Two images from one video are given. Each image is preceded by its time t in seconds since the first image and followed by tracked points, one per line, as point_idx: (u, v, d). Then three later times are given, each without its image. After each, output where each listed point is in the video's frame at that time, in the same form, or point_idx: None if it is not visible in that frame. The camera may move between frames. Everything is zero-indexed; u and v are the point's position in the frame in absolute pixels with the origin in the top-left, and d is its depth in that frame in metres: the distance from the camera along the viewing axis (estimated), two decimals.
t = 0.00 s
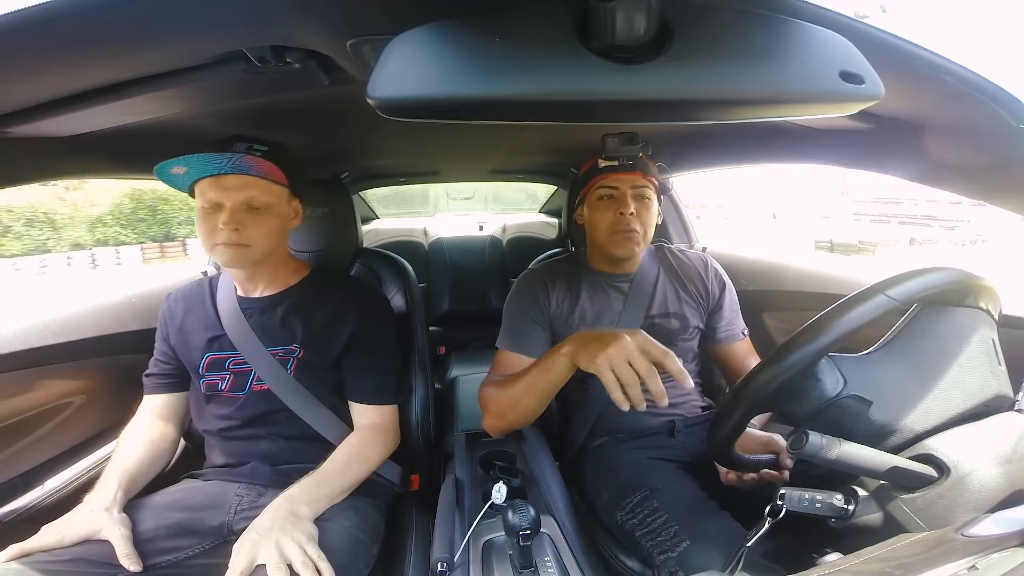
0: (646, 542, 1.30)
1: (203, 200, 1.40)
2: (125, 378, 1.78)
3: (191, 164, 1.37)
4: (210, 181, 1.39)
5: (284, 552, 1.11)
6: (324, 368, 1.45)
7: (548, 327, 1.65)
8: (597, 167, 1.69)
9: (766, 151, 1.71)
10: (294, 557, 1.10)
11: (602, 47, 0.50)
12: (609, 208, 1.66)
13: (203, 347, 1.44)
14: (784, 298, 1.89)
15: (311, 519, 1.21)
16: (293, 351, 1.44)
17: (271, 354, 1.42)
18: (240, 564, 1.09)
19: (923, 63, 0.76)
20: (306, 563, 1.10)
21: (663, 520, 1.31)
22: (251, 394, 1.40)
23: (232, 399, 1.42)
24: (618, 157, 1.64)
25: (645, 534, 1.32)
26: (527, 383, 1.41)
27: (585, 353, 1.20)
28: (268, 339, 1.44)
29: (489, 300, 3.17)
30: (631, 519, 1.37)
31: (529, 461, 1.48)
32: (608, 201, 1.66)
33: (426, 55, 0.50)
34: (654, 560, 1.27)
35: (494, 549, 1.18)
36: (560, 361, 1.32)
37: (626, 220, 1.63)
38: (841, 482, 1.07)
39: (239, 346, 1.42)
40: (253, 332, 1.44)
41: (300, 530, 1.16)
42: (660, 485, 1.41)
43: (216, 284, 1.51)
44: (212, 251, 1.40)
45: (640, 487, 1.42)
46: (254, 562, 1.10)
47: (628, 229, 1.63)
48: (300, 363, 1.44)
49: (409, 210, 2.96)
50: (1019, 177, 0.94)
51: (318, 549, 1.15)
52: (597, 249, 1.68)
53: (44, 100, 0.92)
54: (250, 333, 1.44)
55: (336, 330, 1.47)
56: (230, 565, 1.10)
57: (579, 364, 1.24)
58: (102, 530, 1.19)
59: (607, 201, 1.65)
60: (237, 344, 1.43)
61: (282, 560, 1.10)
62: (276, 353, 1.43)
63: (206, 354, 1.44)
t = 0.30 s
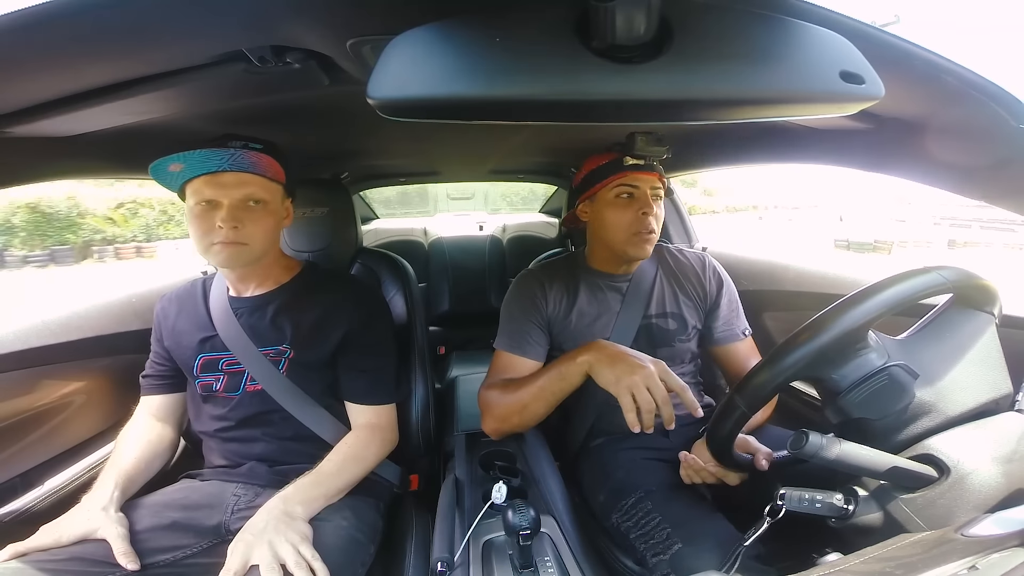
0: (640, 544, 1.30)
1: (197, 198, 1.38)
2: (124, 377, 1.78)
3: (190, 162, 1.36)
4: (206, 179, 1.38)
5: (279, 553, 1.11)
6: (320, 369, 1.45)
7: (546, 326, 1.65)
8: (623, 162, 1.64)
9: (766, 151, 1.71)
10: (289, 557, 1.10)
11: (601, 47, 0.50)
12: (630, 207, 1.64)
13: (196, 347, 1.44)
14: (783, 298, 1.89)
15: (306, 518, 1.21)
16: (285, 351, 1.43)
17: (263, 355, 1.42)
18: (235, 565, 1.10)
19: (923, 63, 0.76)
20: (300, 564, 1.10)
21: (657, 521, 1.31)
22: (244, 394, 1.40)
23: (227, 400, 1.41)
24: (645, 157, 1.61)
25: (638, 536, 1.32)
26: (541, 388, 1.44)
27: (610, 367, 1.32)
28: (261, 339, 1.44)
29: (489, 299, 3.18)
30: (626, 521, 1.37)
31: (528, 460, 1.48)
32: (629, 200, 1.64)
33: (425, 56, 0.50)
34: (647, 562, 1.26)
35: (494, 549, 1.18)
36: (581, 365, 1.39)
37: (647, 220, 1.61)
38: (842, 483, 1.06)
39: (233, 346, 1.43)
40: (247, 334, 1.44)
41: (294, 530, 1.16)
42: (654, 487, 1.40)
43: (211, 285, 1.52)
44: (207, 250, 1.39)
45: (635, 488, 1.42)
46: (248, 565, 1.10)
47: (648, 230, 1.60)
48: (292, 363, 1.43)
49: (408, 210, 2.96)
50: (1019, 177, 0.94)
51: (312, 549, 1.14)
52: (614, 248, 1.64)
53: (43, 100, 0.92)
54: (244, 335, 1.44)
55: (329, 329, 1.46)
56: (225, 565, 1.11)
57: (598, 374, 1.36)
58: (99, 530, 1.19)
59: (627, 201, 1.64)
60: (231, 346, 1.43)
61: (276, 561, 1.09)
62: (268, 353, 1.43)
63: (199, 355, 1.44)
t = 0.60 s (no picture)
0: (633, 546, 1.30)
1: (213, 191, 1.38)
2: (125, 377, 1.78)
3: (216, 156, 1.35)
4: (224, 174, 1.37)
5: (282, 553, 1.11)
6: (321, 369, 1.45)
7: (545, 326, 1.65)
8: (648, 165, 1.59)
9: (766, 151, 1.71)
10: (292, 558, 1.10)
11: (602, 47, 0.50)
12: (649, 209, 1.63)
13: (197, 347, 1.44)
14: (783, 298, 1.89)
15: (308, 519, 1.21)
16: (287, 351, 1.43)
17: (265, 354, 1.42)
18: (237, 565, 1.10)
19: (922, 64, 0.76)
20: (304, 564, 1.10)
21: (650, 523, 1.32)
22: (245, 394, 1.40)
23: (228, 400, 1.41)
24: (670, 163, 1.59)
25: (633, 537, 1.32)
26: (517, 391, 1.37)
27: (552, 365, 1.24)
28: (263, 339, 1.44)
29: (489, 299, 3.18)
30: (622, 522, 1.37)
31: (528, 461, 1.48)
32: (648, 203, 1.62)
33: (426, 55, 0.50)
34: (638, 563, 1.27)
35: (494, 549, 1.18)
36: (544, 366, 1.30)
37: (664, 224, 1.62)
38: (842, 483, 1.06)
39: (234, 346, 1.43)
40: (248, 334, 1.44)
41: (297, 530, 1.16)
42: (651, 487, 1.40)
43: (213, 285, 1.52)
44: (222, 244, 1.38)
45: (633, 488, 1.42)
46: (252, 564, 1.10)
47: (664, 232, 1.62)
48: (295, 362, 1.43)
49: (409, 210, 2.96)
50: (1019, 177, 0.93)
51: (316, 550, 1.14)
52: (628, 249, 1.63)
53: (43, 101, 0.92)
54: (246, 335, 1.44)
55: (329, 329, 1.45)
56: (229, 565, 1.11)
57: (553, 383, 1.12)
58: (101, 531, 1.19)
59: (647, 203, 1.62)
60: (232, 345, 1.43)
61: (280, 561, 1.10)
62: (271, 352, 1.43)
63: (201, 354, 1.44)
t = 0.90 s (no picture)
0: (630, 547, 1.30)
1: (228, 188, 1.38)
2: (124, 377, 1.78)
3: (234, 154, 1.36)
4: (241, 172, 1.38)
5: (287, 553, 1.11)
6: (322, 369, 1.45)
7: (544, 326, 1.65)
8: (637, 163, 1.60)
9: (766, 151, 1.71)
10: (298, 558, 1.10)
11: (601, 47, 0.50)
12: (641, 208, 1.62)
13: (198, 345, 1.44)
14: (784, 298, 1.89)
15: (312, 519, 1.21)
16: (291, 349, 1.43)
17: (269, 352, 1.42)
18: (241, 565, 1.10)
19: (923, 63, 0.76)
20: (310, 565, 1.10)
21: (649, 523, 1.32)
22: (247, 393, 1.40)
23: (229, 399, 1.41)
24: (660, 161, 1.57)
25: (630, 539, 1.32)
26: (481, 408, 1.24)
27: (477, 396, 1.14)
28: (267, 337, 1.44)
29: (489, 299, 3.18)
30: (621, 522, 1.38)
31: (527, 461, 1.48)
32: (642, 202, 1.61)
33: (426, 54, 0.50)
34: (635, 564, 1.27)
35: (493, 549, 1.18)
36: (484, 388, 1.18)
37: (658, 222, 1.61)
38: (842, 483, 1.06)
39: (237, 344, 1.43)
40: (251, 332, 1.44)
41: (302, 530, 1.16)
42: (650, 488, 1.41)
43: (216, 283, 1.52)
44: (235, 241, 1.39)
45: (632, 489, 1.42)
46: (256, 563, 1.11)
47: (659, 231, 1.60)
48: (298, 361, 1.43)
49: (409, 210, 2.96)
50: (1019, 177, 0.93)
51: (320, 550, 1.14)
52: (624, 248, 1.63)
53: (43, 101, 0.92)
54: (249, 333, 1.43)
55: (329, 329, 1.45)
56: (233, 565, 1.11)
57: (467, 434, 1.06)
58: (103, 530, 1.19)
59: (640, 202, 1.61)
60: (235, 343, 1.43)
61: (285, 561, 1.10)
62: (275, 350, 1.43)
63: (204, 352, 1.44)
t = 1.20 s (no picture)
0: (629, 547, 1.30)
1: (238, 186, 1.39)
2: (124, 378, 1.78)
3: (241, 152, 1.37)
4: (248, 170, 1.39)
5: (298, 553, 1.11)
6: (323, 370, 1.45)
7: (547, 327, 1.65)
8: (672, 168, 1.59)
9: (767, 151, 1.71)
10: (308, 559, 1.10)
11: (601, 47, 0.50)
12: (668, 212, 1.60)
13: (199, 345, 1.44)
14: (784, 298, 1.89)
15: (320, 519, 1.21)
16: (295, 349, 1.43)
17: (272, 352, 1.42)
18: (253, 565, 1.10)
19: (922, 63, 0.76)
20: (319, 566, 1.10)
21: (649, 524, 1.32)
22: (249, 393, 1.40)
23: (230, 399, 1.41)
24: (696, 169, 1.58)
25: (629, 538, 1.32)
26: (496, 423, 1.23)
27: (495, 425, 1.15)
28: (270, 336, 1.44)
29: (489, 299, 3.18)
30: (621, 522, 1.38)
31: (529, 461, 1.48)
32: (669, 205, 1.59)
33: (425, 54, 0.50)
34: (635, 564, 1.26)
35: (494, 549, 1.18)
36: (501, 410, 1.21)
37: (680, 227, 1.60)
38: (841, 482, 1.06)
39: (240, 343, 1.43)
40: (254, 330, 1.44)
41: (310, 530, 1.16)
42: (650, 488, 1.41)
43: (219, 283, 1.52)
44: (242, 239, 1.39)
45: (632, 490, 1.42)
46: (267, 564, 1.11)
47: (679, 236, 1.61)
48: (301, 361, 1.43)
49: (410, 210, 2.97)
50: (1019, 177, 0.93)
51: (330, 551, 1.15)
52: (645, 250, 1.60)
53: (43, 101, 0.92)
54: (252, 333, 1.44)
55: (330, 330, 1.45)
56: (243, 567, 1.11)
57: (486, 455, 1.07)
58: (106, 531, 1.19)
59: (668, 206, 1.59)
60: (236, 343, 1.43)
61: (295, 562, 1.10)
62: (279, 350, 1.43)
63: (206, 351, 1.44)
